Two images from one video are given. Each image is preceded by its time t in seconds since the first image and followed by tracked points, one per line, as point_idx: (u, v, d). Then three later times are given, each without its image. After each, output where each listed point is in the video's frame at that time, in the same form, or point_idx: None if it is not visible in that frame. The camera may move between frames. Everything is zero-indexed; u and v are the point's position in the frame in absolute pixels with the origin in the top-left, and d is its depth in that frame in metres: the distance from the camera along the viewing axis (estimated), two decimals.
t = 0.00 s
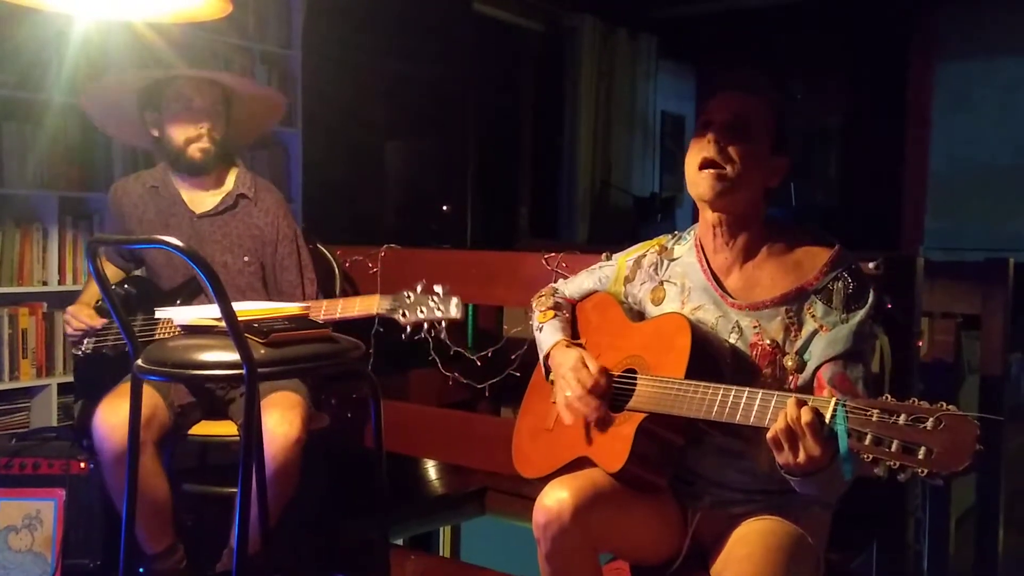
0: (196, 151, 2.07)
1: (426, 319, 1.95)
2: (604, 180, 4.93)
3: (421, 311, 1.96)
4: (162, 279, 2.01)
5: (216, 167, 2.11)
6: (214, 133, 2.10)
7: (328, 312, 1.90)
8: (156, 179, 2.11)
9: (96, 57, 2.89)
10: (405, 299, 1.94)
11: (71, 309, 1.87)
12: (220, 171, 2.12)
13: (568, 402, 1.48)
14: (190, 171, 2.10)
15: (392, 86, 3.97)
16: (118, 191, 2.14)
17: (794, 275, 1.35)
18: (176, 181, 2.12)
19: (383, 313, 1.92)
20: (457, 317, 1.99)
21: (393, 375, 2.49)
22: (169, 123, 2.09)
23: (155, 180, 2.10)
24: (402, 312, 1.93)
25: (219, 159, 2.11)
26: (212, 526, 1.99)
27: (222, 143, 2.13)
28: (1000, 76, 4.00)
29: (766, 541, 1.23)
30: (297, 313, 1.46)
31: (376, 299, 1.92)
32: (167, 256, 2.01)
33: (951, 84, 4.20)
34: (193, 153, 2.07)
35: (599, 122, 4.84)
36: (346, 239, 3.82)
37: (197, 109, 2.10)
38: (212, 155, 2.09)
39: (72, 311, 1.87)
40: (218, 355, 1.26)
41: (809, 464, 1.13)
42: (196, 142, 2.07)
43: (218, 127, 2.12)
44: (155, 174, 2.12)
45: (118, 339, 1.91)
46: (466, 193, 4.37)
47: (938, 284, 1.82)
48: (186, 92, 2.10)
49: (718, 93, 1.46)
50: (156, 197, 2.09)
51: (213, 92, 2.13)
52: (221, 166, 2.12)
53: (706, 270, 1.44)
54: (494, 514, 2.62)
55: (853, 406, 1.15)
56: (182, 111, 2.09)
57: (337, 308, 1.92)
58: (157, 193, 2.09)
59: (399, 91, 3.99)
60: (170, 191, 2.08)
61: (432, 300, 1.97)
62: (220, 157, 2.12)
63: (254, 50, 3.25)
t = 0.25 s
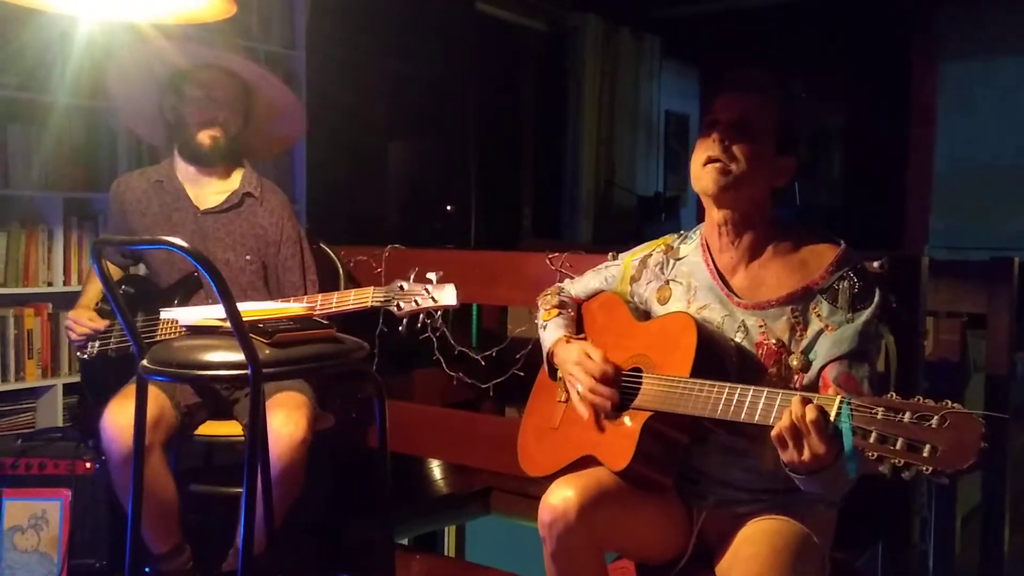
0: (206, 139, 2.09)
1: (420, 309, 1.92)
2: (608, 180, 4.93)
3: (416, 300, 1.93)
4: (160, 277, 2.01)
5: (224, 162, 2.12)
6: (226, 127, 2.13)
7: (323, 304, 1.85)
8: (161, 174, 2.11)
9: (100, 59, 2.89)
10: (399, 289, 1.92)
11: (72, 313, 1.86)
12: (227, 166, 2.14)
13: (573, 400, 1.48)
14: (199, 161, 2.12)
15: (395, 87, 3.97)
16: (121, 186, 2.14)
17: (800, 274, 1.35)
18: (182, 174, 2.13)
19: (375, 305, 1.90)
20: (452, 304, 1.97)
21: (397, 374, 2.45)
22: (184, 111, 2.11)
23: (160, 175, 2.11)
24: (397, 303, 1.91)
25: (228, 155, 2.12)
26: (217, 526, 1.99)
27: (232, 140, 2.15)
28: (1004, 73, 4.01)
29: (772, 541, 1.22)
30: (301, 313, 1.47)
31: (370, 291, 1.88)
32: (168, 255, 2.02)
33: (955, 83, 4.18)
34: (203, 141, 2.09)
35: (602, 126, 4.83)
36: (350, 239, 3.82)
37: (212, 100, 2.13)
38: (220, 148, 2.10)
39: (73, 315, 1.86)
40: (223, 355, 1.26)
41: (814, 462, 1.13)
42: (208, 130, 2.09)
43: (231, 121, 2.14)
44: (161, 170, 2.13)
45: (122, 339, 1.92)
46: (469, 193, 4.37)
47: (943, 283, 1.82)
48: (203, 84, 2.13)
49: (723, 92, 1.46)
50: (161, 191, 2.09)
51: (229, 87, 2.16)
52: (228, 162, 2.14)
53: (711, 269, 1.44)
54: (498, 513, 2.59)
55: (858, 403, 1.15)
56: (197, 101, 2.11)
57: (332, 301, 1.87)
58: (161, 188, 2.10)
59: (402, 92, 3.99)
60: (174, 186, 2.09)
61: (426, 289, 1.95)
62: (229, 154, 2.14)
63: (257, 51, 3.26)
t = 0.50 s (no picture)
0: (208, 138, 2.11)
1: (417, 315, 1.91)
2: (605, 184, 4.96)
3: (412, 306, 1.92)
4: (158, 279, 2.02)
5: (225, 164, 2.13)
6: (230, 128, 2.14)
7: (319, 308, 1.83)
8: (162, 175, 2.11)
9: (99, 62, 2.90)
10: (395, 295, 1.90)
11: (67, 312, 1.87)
12: (228, 168, 2.14)
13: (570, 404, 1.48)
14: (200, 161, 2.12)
15: (393, 89, 3.97)
16: (122, 185, 2.14)
17: (795, 279, 1.35)
18: (183, 175, 2.13)
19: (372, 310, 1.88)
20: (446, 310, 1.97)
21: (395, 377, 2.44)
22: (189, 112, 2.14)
23: (161, 175, 2.11)
24: (393, 308, 1.89)
25: (228, 155, 2.13)
26: (213, 529, 1.99)
27: (235, 142, 2.16)
28: (1005, 76, 3.86)
29: (767, 546, 1.22)
30: (298, 316, 1.47)
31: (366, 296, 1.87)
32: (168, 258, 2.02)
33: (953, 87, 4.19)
34: (205, 140, 2.11)
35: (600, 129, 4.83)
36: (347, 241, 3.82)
37: (220, 102, 2.15)
38: (221, 148, 2.12)
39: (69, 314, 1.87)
40: (220, 358, 1.26)
41: (807, 466, 1.14)
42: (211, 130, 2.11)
43: (234, 122, 2.16)
44: (162, 170, 2.13)
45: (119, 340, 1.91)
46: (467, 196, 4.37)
47: (940, 287, 1.82)
48: (211, 85, 2.16)
49: (720, 96, 1.46)
50: (161, 191, 2.09)
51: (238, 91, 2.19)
52: (230, 165, 2.15)
53: (708, 273, 1.44)
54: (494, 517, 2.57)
55: (852, 408, 1.15)
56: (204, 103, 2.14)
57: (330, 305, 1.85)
58: (162, 188, 2.10)
59: (400, 95, 3.99)
60: (175, 187, 2.09)
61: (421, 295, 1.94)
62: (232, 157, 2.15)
63: (256, 53, 3.25)
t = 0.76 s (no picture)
0: (221, 136, 2.11)
1: (415, 306, 1.94)
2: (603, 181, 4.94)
3: (410, 298, 1.94)
4: (159, 276, 1.99)
5: (233, 162, 2.14)
6: (242, 126, 2.15)
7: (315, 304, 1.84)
8: (171, 171, 2.10)
9: (96, 60, 2.89)
10: (394, 288, 1.92)
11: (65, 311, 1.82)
12: (237, 167, 2.15)
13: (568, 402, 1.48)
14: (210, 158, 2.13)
15: (391, 87, 3.97)
16: (128, 181, 2.10)
17: (792, 277, 1.35)
18: (192, 172, 2.14)
19: (370, 304, 1.90)
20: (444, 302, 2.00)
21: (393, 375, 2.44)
22: (202, 108, 2.13)
23: (169, 171, 2.09)
24: (391, 300, 1.91)
25: (238, 152, 2.14)
26: (210, 526, 1.99)
27: (246, 141, 2.17)
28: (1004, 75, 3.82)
29: (763, 545, 1.22)
30: (296, 314, 1.47)
31: (364, 289, 1.88)
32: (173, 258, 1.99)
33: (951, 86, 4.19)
34: (218, 138, 2.11)
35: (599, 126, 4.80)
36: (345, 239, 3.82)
37: (233, 99, 2.15)
38: (233, 147, 2.13)
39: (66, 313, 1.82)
40: (217, 356, 1.26)
41: (803, 462, 1.13)
42: (224, 128, 2.11)
43: (247, 121, 2.16)
44: (170, 166, 2.11)
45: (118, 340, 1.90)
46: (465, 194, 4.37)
47: (938, 286, 1.82)
48: (225, 82, 2.15)
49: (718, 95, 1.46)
50: (169, 187, 2.07)
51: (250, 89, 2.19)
52: (239, 164, 2.15)
53: (705, 272, 1.44)
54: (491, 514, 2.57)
55: (848, 405, 1.16)
56: (217, 100, 2.13)
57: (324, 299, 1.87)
58: (169, 184, 2.08)
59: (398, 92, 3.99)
60: (183, 182, 2.08)
61: (419, 287, 1.96)
62: (241, 155, 2.15)
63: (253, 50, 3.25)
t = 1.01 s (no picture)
0: (246, 137, 2.13)
1: (415, 303, 1.96)
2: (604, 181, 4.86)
3: (409, 295, 1.97)
4: (164, 278, 2.01)
5: (251, 164, 2.16)
6: (265, 129, 2.17)
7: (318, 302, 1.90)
8: (186, 171, 2.09)
9: (98, 62, 2.89)
10: (393, 285, 1.95)
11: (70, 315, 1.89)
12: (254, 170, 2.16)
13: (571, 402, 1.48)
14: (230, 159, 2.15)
15: (392, 88, 3.97)
16: (138, 181, 2.08)
17: (795, 277, 1.35)
18: (206, 172, 2.13)
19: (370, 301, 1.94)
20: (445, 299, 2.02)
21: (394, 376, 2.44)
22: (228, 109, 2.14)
23: (183, 171, 2.08)
24: (391, 298, 1.94)
25: (254, 152, 2.15)
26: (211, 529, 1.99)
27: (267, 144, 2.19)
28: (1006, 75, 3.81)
29: (765, 546, 1.23)
30: (298, 316, 1.46)
31: (364, 286, 1.93)
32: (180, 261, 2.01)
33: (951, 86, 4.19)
34: (243, 138, 2.13)
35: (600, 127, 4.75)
36: (346, 240, 3.82)
37: (257, 101, 2.18)
38: (254, 147, 2.15)
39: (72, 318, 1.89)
40: (220, 358, 1.26)
41: (805, 456, 1.14)
42: (250, 130, 2.13)
43: (270, 124, 2.19)
44: (184, 166, 2.10)
45: (123, 344, 1.90)
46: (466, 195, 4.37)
47: (940, 287, 1.82)
48: (251, 85, 2.18)
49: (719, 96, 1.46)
50: (183, 186, 2.06)
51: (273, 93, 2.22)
52: (258, 167, 2.17)
53: (708, 273, 1.45)
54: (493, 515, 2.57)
55: (850, 399, 1.14)
56: (243, 101, 2.16)
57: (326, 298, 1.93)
58: (184, 183, 2.07)
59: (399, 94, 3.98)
60: (198, 182, 2.08)
61: (418, 285, 1.99)
62: (260, 159, 2.18)
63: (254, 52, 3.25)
